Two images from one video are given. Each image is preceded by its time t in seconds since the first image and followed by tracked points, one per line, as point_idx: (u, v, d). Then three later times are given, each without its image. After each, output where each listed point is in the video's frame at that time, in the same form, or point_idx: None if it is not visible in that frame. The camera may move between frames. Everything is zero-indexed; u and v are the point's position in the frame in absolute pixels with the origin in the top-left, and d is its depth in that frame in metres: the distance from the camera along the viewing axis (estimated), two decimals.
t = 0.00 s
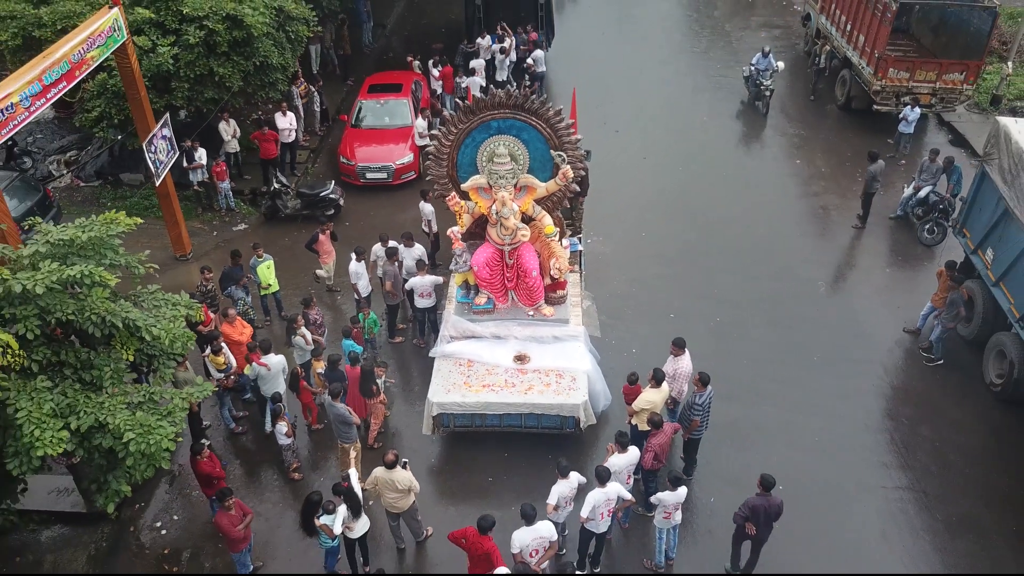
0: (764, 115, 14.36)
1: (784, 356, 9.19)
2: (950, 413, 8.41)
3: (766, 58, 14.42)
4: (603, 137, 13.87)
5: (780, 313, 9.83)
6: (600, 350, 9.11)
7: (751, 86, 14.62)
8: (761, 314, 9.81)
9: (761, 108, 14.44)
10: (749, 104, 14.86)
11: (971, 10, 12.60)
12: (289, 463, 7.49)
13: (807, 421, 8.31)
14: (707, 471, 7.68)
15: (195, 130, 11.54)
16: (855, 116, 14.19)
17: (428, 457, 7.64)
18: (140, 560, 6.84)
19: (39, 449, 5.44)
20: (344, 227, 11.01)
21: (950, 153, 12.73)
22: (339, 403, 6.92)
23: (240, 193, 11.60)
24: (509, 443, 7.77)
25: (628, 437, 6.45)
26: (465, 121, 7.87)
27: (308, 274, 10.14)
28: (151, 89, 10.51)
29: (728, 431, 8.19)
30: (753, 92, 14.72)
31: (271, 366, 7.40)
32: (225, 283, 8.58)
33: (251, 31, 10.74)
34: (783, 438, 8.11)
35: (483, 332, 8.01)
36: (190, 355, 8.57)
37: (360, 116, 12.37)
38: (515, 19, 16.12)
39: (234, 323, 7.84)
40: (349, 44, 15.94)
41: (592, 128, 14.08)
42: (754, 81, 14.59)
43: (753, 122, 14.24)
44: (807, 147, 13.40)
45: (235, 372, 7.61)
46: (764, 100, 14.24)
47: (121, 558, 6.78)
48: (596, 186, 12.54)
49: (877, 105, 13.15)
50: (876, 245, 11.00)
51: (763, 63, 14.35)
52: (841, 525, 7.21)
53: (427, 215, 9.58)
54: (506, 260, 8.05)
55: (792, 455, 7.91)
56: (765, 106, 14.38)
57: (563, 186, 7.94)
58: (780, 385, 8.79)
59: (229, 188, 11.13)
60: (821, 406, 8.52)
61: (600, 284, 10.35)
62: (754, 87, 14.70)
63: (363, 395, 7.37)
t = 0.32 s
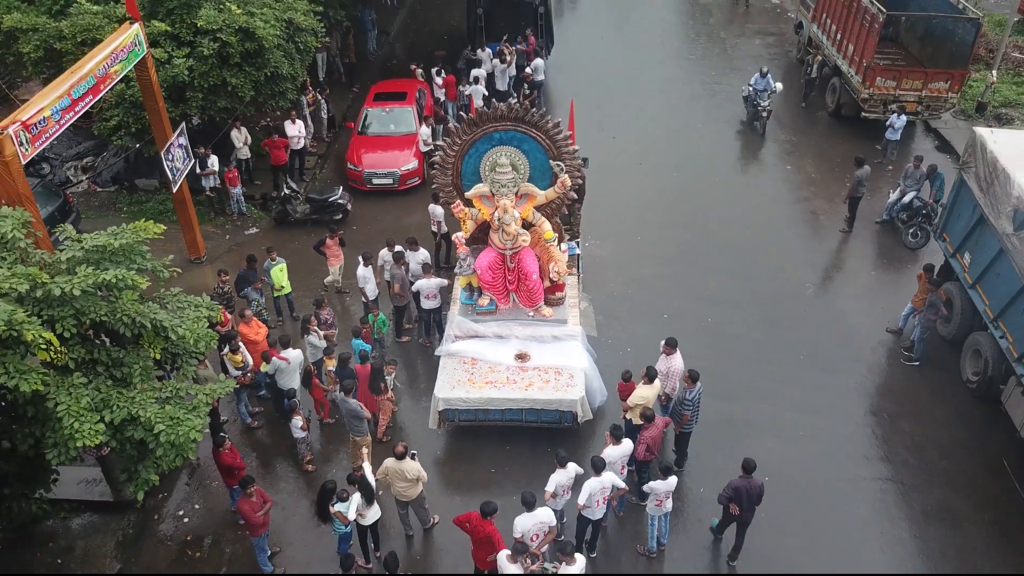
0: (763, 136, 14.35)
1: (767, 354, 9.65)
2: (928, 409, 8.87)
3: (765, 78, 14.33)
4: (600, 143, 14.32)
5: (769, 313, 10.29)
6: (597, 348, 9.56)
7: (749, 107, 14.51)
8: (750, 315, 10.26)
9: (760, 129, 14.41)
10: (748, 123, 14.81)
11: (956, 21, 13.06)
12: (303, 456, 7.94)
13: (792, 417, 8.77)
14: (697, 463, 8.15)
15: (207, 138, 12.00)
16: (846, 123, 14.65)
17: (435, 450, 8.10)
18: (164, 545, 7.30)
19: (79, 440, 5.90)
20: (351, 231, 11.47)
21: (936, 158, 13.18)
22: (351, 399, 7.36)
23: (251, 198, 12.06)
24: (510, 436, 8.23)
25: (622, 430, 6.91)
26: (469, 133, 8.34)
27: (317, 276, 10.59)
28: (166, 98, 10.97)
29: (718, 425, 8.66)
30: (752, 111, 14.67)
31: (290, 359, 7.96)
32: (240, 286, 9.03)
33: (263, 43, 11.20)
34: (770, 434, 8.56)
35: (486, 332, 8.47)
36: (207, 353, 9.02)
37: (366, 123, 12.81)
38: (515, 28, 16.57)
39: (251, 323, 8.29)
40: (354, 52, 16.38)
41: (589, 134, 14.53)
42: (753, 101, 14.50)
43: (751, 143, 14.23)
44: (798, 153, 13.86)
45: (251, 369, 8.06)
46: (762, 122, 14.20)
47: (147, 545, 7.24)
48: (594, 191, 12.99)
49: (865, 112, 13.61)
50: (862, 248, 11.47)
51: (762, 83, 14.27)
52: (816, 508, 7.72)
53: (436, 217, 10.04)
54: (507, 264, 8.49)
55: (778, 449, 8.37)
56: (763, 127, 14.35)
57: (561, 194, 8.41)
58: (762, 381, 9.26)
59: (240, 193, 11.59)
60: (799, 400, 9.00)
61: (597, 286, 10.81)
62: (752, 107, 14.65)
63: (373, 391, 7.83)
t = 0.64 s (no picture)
0: (760, 157, 14.36)
1: (757, 353, 10.09)
2: (910, 405, 9.33)
3: (763, 99, 14.30)
4: (598, 149, 14.75)
5: (759, 313, 10.74)
6: (594, 347, 10.02)
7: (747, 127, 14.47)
8: (742, 315, 10.70)
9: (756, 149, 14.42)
10: (747, 142, 14.83)
11: (943, 31, 13.51)
12: (315, 449, 8.38)
13: (780, 413, 9.22)
14: (689, 455, 8.60)
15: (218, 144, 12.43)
16: (837, 128, 15.10)
17: (440, 443, 8.55)
18: (186, 533, 7.75)
19: (112, 431, 6.36)
20: (358, 234, 11.91)
21: (923, 164, 13.64)
22: (362, 395, 7.75)
23: (261, 202, 12.50)
24: (512, 430, 8.68)
25: (618, 424, 7.33)
26: (473, 142, 8.82)
27: (327, 277, 11.04)
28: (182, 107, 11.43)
29: (709, 420, 9.12)
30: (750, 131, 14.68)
31: (307, 352, 8.44)
32: (254, 287, 9.46)
33: (274, 54, 11.66)
34: (759, 428, 9.01)
35: (489, 331, 8.92)
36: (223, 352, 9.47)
37: (372, 130, 13.25)
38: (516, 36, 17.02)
39: (266, 323, 8.71)
40: (359, 58, 16.81)
41: (587, 139, 14.98)
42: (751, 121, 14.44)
43: (749, 163, 14.24)
44: (790, 158, 14.31)
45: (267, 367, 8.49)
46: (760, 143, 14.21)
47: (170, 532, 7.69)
48: (592, 195, 13.43)
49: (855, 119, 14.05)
50: (850, 251, 11.92)
51: (760, 103, 14.28)
52: (800, 498, 8.17)
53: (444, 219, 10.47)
54: (509, 266, 8.94)
55: (766, 443, 8.82)
56: (761, 148, 14.37)
57: (560, 201, 8.88)
58: (751, 378, 9.72)
59: (251, 198, 12.02)
60: (787, 397, 9.44)
61: (595, 287, 11.26)
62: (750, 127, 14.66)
63: (382, 387, 8.27)
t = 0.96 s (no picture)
0: (757, 177, 14.32)
1: (747, 351, 10.54)
2: (894, 400, 9.76)
3: (762, 118, 14.11)
4: (597, 153, 15.17)
5: (751, 313, 11.19)
6: (593, 345, 10.46)
7: (745, 145, 14.42)
8: (735, 315, 11.13)
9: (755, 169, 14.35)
10: (745, 161, 14.73)
11: (931, 40, 13.94)
12: (327, 442, 8.83)
13: (770, 409, 9.66)
14: (683, 448, 9.05)
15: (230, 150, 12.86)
16: (829, 133, 15.54)
17: (447, 436, 8.99)
18: (206, 521, 8.19)
19: (140, 423, 6.80)
20: (366, 237, 12.35)
21: (913, 168, 14.07)
22: (373, 390, 8.13)
23: (272, 206, 12.93)
24: (514, 424, 9.13)
25: (614, 417, 7.76)
26: (477, 151, 9.30)
27: (336, 279, 11.48)
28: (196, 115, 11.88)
29: (703, 415, 9.55)
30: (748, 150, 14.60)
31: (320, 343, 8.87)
32: (268, 288, 9.90)
33: (284, 63, 12.10)
34: (750, 424, 9.44)
35: (492, 330, 9.36)
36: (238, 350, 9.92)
37: (378, 135, 13.68)
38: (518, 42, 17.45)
39: (280, 322, 9.14)
40: (364, 65, 17.24)
41: (586, 144, 15.42)
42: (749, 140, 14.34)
43: (746, 183, 14.21)
44: (784, 163, 14.74)
45: (280, 363, 8.93)
46: (758, 164, 14.15)
47: (192, 520, 8.14)
48: (591, 199, 13.86)
49: (847, 125, 14.48)
50: (840, 253, 12.36)
51: (758, 123, 14.16)
52: (789, 489, 8.60)
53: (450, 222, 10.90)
54: (511, 268, 9.37)
55: (755, 438, 9.26)
56: (758, 168, 14.30)
57: (560, 206, 9.35)
58: (742, 375, 10.15)
59: (262, 202, 12.45)
60: (777, 393, 9.88)
61: (594, 288, 11.70)
62: (748, 146, 14.58)
63: (391, 384, 8.71)
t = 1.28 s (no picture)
0: (754, 199, 14.27)
1: (740, 350, 10.97)
2: (880, 398, 10.20)
3: (759, 139, 14.12)
4: (596, 158, 15.61)
5: (744, 314, 11.62)
6: (591, 345, 10.90)
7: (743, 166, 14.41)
8: (728, 315, 11.57)
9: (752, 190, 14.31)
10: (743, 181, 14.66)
11: (920, 48, 14.39)
12: (338, 437, 9.27)
13: (761, 405, 10.10)
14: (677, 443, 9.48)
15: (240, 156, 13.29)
16: (822, 139, 15.98)
17: (452, 431, 9.42)
18: (224, 512, 8.62)
19: (164, 418, 7.22)
20: (372, 240, 12.78)
21: (902, 173, 14.52)
22: (382, 387, 8.53)
23: (281, 210, 13.37)
24: (516, 420, 9.56)
25: (611, 413, 8.20)
26: (480, 159, 9.79)
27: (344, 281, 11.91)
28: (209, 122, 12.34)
29: (696, 411, 9.99)
30: (745, 171, 14.53)
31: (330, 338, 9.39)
32: (280, 290, 10.34)
33: (293, 72, 12.57)
34: (741, 420, 9.87)
35: (494, 330, 9.79)
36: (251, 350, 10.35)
37: (383, 141, 14.11)
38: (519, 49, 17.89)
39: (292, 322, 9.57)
40: (369, 71, 17.68)
41: (586, 149, 15.87)
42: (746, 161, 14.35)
43: (741, 192, 14.50)
44: (778, 167, 15.17)
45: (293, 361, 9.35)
46: (755, 185, 14.07)
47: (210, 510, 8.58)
48: (590, 203, 14.30)
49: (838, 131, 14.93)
50: (831, 255, 12.79)
51: (755, 144, 14.09)
52: (777, 481, 9.04)
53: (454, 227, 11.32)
54: (513, 271, 9.80)
55: (746, 433, 9.69)
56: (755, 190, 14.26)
57: (560, 212, 9.83)
58: (735, 373, 10.59)
59: (272, 206, 12.88)
60: (768, 390, 10.32)
61: (593, 289, 12.14)
62: (746, 166, 14.53)
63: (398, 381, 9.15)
